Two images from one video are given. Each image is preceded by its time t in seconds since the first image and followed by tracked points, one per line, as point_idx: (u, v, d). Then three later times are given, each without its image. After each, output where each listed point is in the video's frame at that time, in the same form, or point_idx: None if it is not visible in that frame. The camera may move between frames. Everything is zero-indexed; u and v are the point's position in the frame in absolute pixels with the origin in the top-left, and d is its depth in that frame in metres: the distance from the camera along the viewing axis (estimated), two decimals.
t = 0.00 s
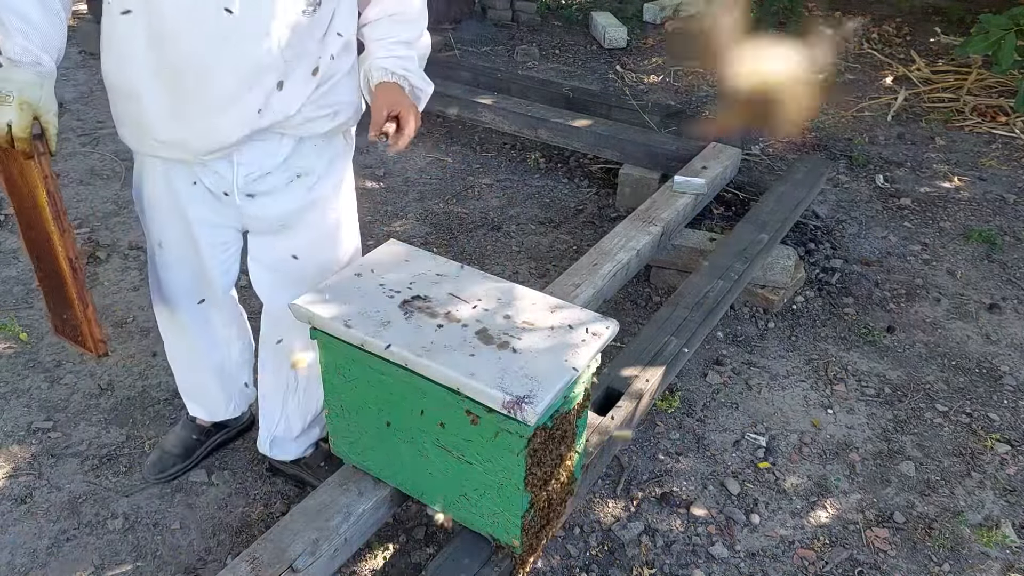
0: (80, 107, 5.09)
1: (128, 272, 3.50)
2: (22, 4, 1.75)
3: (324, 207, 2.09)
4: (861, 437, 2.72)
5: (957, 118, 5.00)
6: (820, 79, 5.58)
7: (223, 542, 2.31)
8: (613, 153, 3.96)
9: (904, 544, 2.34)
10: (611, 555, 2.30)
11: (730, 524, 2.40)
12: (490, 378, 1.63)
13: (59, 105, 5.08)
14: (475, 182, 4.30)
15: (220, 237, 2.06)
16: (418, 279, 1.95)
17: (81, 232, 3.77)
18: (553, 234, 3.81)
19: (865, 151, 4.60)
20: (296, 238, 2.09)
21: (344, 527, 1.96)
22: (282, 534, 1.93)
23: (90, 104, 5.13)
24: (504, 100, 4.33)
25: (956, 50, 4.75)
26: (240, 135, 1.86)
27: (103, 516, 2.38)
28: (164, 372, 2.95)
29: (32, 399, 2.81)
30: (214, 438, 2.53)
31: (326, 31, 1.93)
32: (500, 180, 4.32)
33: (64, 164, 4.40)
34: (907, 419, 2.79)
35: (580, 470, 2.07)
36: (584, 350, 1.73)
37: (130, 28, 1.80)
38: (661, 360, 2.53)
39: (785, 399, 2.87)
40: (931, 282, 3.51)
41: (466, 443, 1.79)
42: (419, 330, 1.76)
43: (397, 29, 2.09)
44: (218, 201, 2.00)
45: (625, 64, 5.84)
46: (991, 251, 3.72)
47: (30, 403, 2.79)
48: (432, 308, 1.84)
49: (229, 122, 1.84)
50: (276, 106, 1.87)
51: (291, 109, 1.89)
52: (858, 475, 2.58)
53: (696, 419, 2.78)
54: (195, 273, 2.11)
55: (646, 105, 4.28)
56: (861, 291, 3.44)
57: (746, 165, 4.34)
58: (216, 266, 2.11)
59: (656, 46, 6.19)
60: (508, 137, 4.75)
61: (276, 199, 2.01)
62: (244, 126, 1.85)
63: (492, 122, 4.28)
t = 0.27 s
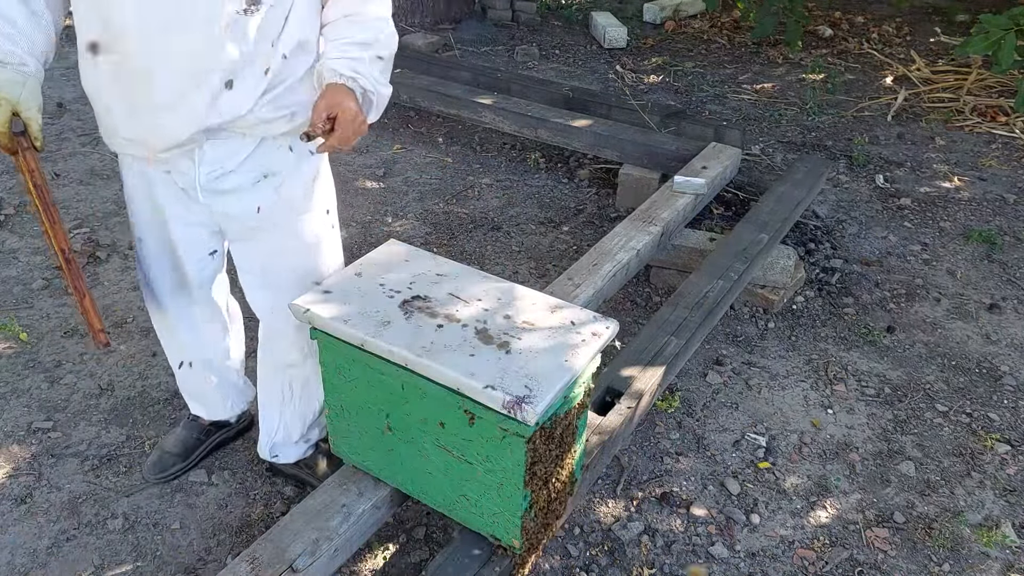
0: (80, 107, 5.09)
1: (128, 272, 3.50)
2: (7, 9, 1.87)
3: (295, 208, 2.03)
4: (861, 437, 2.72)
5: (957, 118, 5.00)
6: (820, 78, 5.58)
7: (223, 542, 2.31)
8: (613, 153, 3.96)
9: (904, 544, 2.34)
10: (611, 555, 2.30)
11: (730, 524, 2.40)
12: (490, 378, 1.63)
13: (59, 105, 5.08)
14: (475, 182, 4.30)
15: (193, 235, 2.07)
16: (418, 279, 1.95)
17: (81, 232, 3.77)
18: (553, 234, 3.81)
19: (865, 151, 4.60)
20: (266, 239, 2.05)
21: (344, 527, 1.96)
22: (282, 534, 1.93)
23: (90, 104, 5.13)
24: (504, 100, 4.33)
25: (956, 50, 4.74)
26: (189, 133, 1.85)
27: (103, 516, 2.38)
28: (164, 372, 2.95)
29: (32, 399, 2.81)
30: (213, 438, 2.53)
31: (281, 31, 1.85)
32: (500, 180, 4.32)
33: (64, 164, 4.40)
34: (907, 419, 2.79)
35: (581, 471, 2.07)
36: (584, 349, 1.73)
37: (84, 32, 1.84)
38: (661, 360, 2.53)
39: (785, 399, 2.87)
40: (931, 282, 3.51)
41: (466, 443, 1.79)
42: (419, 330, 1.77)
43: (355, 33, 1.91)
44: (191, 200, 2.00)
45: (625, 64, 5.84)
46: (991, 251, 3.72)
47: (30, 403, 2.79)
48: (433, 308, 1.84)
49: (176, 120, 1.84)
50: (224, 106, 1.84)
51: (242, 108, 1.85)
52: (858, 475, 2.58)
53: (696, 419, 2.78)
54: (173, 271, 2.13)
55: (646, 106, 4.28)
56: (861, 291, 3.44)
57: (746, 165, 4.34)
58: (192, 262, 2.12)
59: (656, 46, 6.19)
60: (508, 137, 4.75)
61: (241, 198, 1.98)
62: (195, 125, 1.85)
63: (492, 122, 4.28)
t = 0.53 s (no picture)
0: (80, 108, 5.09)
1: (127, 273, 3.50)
2: None
3: (260, 205, 2.00)
4: (861, 437, 2.72)
5: (957, 118, 5.00)
6: (820, 79, 5.58)
7: (223, 542, 2.31)
8: (613, 153, 3.96)
9: (904, 544, 2.34)
10: (611, 555, 2.30)
11: (730, 524, 2.40)
12: (490, 378, 1.63)
13: (59, 105, 5.08)
14: (475, 182, 4.30)
15: (165, 230, 2.09)
16: (419, 279, 1.95)
17: (81, 232, 3.77)
18: (553, 234, 3.81)
19: (866, 151, 4.60)
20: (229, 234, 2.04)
21: (344, 527, 1.96)
22: (282, 534, 1.93)
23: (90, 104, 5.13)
24: (504, 100, 4.33)
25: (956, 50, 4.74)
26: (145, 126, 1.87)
27: (103, 516, 2.38)
28: (164, 372, 2.95)
29: (32, 399, 2.81)
30: (213, 437, 2.55)
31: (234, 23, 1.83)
32: (500, 180, 4.31)
33: (64, 164, 4.40)
34: (907, 419, 2.79)
35: (581, 470, 2.07)
36: (584, 349, 1.73)
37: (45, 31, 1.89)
38: (661, 360, 2.53)
39: (785, 399, 2.87)
40: (931, 282, 3.51)
41: (466, 443, 1.79)
42: (418, 330, 1.77)
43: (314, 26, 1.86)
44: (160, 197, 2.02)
45: (625, 64, 5.84)
46: (991, 251, 3.72)
47: (30, 403, 2.79)
48: (432, 308, 1.84)
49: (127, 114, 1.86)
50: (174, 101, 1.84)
51: (194, 101, 1.85)
52: (858, 475, 2.58)
53: (696, 419, 2.78)
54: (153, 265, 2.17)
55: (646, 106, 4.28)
56: (861, 291, 3.44)
57: (746, 165, 4.34)
58: (166, 256, 2.15)
59: (656, 46, 6.19)
60: (509, 137, 4.75)
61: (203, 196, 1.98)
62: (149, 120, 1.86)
63: (492, 122, 4.28)
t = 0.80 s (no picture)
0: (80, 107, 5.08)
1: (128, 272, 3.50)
2: None
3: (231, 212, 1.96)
4: (861, 437, 2.72)
5: (957, 118, 5.00)
6: (820, 79, 5.58)
7: (223, 542, 2.31)
8: (613, 153, 3.96)
9: (904, 544, 2.34)
10: (611, 555, 2.30)
11: (730, 524, 2.40)
12: (490, 378, 1.63)
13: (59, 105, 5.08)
14: (475, 182, 4.30)
15: (143, 229, 2.08)
16: (419, 279, 1.95)
17: (81, 232, 3.77)
18: (553, 234, 3.81)
19: (865, 151, 4.60)
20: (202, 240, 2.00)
21: (345, 526, 1.96)
22: (282, 534, 1.93)
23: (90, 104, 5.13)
24: (504, 100, 4.33)
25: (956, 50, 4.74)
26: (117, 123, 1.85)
27: (103, 516, 2.38)
28: (164, 372, 2.95)
29: (32, 399, 2.81)
30: (213, 438, 2.54)
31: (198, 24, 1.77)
32: (500, 180, 4.32)
33: (64, 164, 4.40)
34: (907, 419, 2.79)
35: (580, 471, 2.07)
36: (584, 349, 1.73)
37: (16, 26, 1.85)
38: (661, 360, 2.53)
39: (785, 400, 2.87)
40: (931, 282, 3.51)
41: (466, 443, 1.79)
42: (417, 330, 1.77)
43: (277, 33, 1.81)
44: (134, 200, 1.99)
45: (625, 64, 5.84)
46: (991, 251, 3.72)
47: (30, 403, 2.79)
48: (432, 308, 1.84)
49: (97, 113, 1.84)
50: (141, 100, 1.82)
51: (148, 95, 1.82)
52: (858, 475, 2.58)
53: (696, 419, 2.78)
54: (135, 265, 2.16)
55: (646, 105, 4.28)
56: (861, 291, 3.44)
57: (746, 165, 4.34)
58: (146, 256, 2.13)
59: (656, 46, 6.19)
60: (509, 137, 4.75)
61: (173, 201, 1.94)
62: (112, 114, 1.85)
63: (492, 122, 4.28)
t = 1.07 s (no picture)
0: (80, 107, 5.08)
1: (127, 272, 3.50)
2: None
3: (194, 221, 1.93)
4: (861, 437, 2.72)
5: (958, 118, 5.00)
6: (820, 78, 5.59)
7: (224, 542, 2.31)
8: (613, 153, 3.96)
9: (904, 544, 2.34)
10: (611, 555, 2.30)
11: (730, 524, 2.40)
12: (490, 378, 1.63)
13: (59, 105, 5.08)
14: (475, 182, 4.30)
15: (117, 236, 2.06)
16: (419, 279, 1.96)
17: (81, 232, 3.77)
18: (553, 235, 3.81)
19: (866, 151, 4.60)
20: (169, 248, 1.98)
21: (345, 526, 1.96)
22: (282, 534, 1.93)
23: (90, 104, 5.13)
24: (504, 100, 4.33)
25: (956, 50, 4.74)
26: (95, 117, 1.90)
27: (103, 516, 2.38)
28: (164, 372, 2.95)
29: (32, 399, 2.81)
30: (214, 438, 2.53)
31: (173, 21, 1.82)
32: (500, 180, 4.32)
33: (64, 163, 4.40)
34: (907, 419, 2.79)
35: (580, 471, 2.07)
36: (584, 349, 1.73)
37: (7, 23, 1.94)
38: (661, 361, 2.53)
39: (785, 399, 2.87)
40: (931, 282, 3.51)
41: (466, 443, 1.79)
42: (417, 330, 1.77)
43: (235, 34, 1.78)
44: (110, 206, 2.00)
45: (625, 64, 5.84)
46: (991, 251, 3.72)
47: (30, 403, 2.79)
48: (432, 308, 1.84)
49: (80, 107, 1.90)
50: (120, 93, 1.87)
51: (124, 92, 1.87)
52: (858, 475, 2.58)
53: (696, 419, 2.78)
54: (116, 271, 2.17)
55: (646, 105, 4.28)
56: (861, 291, 3.44)
57: (746, 165, 4.34)
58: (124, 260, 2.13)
59: (656, 46, 6.19)
60: (508, 137, 4.75)
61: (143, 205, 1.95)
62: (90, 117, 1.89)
63: (492, 122, 4.28)
